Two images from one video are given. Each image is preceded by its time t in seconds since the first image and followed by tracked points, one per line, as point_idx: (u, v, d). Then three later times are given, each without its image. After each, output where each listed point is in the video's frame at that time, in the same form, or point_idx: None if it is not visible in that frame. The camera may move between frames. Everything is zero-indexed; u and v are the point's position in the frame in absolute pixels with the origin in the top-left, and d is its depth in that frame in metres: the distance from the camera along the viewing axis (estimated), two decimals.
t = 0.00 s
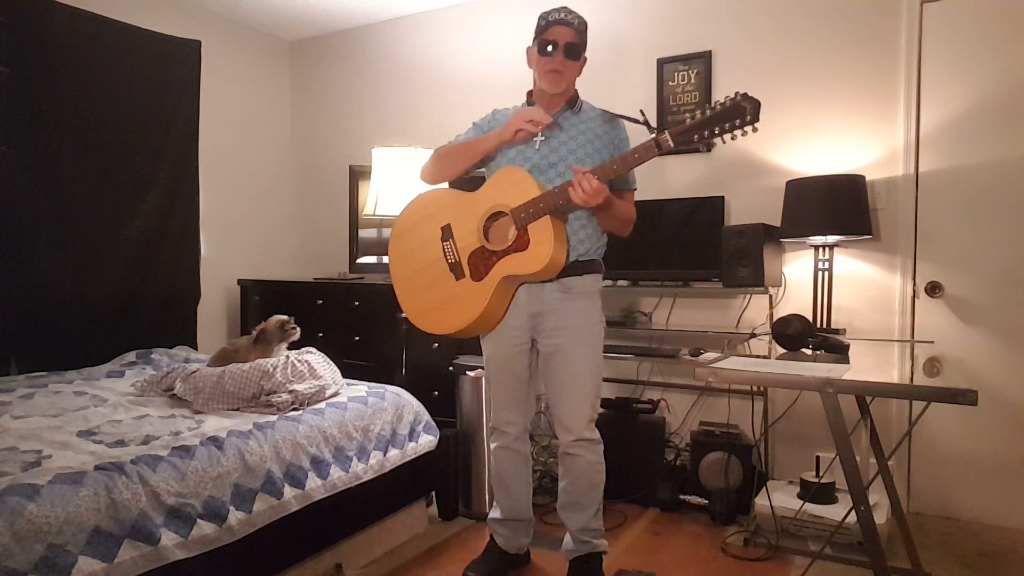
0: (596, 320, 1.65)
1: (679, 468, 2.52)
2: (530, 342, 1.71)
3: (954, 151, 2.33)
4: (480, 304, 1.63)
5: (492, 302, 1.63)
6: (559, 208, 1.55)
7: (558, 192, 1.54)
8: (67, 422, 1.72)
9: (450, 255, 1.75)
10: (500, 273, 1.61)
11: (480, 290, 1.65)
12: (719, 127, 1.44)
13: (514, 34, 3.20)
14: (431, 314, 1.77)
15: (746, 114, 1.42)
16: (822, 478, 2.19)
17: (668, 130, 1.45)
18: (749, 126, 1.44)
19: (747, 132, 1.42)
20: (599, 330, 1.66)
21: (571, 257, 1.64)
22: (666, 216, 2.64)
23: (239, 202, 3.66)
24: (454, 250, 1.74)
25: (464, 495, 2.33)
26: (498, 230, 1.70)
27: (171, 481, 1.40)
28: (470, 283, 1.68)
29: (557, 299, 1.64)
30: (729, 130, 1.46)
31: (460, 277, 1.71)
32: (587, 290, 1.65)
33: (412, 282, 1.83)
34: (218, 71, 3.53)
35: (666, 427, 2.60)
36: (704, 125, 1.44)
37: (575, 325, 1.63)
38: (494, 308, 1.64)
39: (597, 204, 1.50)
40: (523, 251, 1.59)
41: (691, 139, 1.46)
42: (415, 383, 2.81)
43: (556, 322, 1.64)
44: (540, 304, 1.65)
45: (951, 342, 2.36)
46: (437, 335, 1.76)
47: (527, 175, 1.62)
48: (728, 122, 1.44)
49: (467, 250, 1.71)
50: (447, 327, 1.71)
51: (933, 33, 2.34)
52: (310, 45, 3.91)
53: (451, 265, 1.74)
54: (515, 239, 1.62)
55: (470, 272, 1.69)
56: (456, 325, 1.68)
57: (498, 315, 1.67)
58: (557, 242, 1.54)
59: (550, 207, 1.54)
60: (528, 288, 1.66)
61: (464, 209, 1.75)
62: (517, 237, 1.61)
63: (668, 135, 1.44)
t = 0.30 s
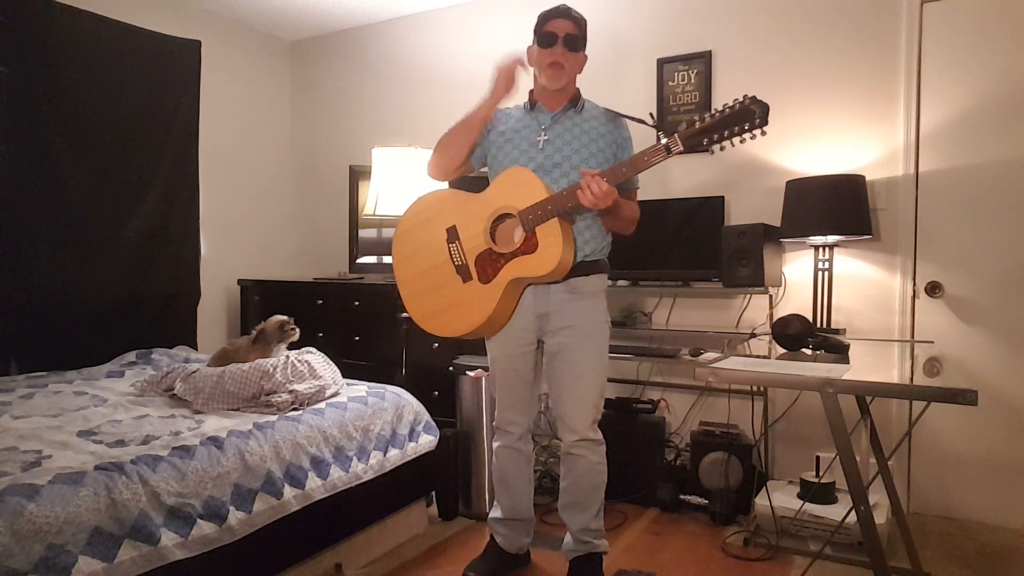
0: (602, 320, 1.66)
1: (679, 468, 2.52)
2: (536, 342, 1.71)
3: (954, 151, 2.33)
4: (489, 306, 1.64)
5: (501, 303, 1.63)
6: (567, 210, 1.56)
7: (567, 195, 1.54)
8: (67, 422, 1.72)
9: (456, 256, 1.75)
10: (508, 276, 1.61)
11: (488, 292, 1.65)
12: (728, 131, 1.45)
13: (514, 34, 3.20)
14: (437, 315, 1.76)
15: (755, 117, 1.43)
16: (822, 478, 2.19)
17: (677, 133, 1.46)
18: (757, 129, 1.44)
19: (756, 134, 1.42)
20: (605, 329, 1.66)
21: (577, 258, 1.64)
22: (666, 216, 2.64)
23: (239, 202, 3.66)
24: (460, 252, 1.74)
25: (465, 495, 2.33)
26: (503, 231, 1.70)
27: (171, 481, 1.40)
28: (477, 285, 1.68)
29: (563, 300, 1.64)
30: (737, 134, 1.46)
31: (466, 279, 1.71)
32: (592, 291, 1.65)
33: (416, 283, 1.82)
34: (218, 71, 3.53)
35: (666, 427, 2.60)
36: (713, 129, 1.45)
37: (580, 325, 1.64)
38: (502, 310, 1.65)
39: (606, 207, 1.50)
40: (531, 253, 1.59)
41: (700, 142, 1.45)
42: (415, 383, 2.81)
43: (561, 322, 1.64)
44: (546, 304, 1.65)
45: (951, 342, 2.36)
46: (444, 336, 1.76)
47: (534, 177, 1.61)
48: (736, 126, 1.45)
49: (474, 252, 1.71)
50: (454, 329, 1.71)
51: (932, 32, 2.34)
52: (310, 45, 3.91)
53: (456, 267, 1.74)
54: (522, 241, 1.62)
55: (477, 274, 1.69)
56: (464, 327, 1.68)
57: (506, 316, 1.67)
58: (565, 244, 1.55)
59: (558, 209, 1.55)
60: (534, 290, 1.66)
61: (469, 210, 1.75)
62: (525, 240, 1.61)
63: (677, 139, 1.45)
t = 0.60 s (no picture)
0: (606, 320, 1.66)
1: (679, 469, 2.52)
2: (540, 341, 1.71)
3: (954, 151, 2.33)
4: (495, 306, 1.63)
5: (505, 303, 1.63)
6: (570, 207, 1.56)
7: (569, 191, 1.54)
8: (67, 422, 1.71)
9: (460, 258, 1.75)
10: (512, 274, 1.61)
11: (493, 292, 1.64)
12: (729, 122, 1.45)
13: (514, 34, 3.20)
14: (442, 316, 1.76)
15: (755, 108, 1.42)
16: (822, 478, 2.19)
17: (678, 126, 1.45)
18: (759, 119, 1.44)
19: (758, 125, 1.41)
20: (609, 330, 1.66)
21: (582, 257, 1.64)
22: (666, 216, 2.64)
23: (239, 202, 3.67)
24: (464, 253, 1.74)
25: (465, 494, 2.33)
26: (507, 231, 1.70)
27: (171, 481, 1.40)
28: (481, 285, 1.68)
29: (565, 299, 1.64)
30: (738, 125, 1.46)
31: (471, 280, 1.71)
32: (596, 290, 1.65)
33: (420, 284, 1.82)
34: (218, 71, 3.53)
35: (666, 426, 2.60)
36: (714, 121, 1.45)
37: (584, 325, 1.64)
38: (507, 309, 1.64)
39: (608, 202, 1.50)
40: (535, 252, 1.59)
41: (702, 134, 1.45)
42: (415, 384, 2.81)
43: (565, 321, 1.64)
44: (550, 304, 1.66)
45: (951, 342, 2.36)
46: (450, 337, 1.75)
47: (535, 176, 1.62)
48: (738, 117, 1.45)
49: (478, 252, 1.70)
50: (461, 329, 1.70)
51: (932, 33, 2.34)
52: (310, 45, 3.91)
53: (461, 268, 1.74)
54: (526, 240, 1.61)
55: (481, 274, 1.69)
56: (470, 328, 1.68)
57: (512, 316, 1.67)
58: (569, 241, 1.55)
59: (560, 206, 1.55)
60: (538, 289, 1.66)
61: (473, 212, 1.75)
62: (528, 239, 1.61)
63: (679, 131, 1.44)
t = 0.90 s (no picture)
0: (607, 320, 1.65)
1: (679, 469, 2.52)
2: (541, 343, 1.72)
3: (954, 151, 2.33)
4: (499, 311, 1.63)
5: (509, 308, 1.63)
6: (571, 211, 1.55)
7: (571, 196, 1.54)
8: (67, 422, 1.71)
9: (462, 262, 1.75)
10: (516, 279, 1.61)
11: (496, 297, 1.64)
12: (732, 126, 1.44)
13: (514, 34, 3.20)
14: (446, 320, 1.76)
15: (759, 111, 1.43)
16: (822, 478, 2.19)
17: (680, 131, 1.44)
18: (762, 123, 1.45)
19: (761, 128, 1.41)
20: (610, 330, 1.65)
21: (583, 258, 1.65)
22: (666, 216, 2.64)
23: (239, 202, 3.67)
24: (466, 257, 1.74)
25: (465, 494, 2.33)
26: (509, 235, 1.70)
27: (171, 481, 1.40)
28: (484, 290, 1.68)
29: (563, 300, 1.64)
30: (742, 128, 1.46)
31: (474, 285, 1.71)
32: (597, 291, 1.65)
33: (422, 288, 1.83)
34: (218, 71, 3.53)
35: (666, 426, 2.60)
36: (717, 125, 1.44)
37: (584, 327, 1.64)
38: (512, 313, 1.64)
39: (610, 207, 1.49)
40: (538, 256, 1.59)
41: (704, 139, 1.45)
42: (415, 383, 2.81)
43: (565, 323, 1.65)
44: (550, 306, 1.66)
45: (950, 342, 2.36)
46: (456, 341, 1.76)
47: (535, 180, 1.61)
48: (741, 120, 1.45)
49: (480, 257, 1.70)
50: (467, 334, 1.71)
51: (932, 33, 2.35)
52: (310, 45, 3.91)
53: (463, 272, 1.74)
54: (528, 244, 1.61)
55: (484, 279, 1.68)
56: (475, 332, 1.68)
57: (516, 319, 1.67)
58: (571, 245, 1.55)
59: (561, 211, 1.54)
60: (541, 292, 1.66)
61: (474, 216, 1.75)
62: (531, 243, 1.61)
63: (682, 137, 1.43)
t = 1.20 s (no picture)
0: (606, 320, 1.65)
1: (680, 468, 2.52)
2: (539, 343, 1.72)
3: (954, 151, 2.33)
4: (492, 312, 1.62)
5: (503, 309, 1.62)
6: (561, 213, 1.54)
7: (558, 197, 1.53)
8: (67, 422, 1.71)
9: (459, 264, 1.75)
10: (508, 280, 1.60)
11: (490, 299, 1.64)
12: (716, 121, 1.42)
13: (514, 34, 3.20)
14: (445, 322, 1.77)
15: (743, 105, 1.40)
16: (822, 478, 2.19)
17: (661, 129, 1.43)
18: (746, 118, 1.42)
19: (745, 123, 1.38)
20: (609, 330, 1.65)
21: (579, 259, 1.64)
22: (666, 215, 2.64)
23: (239, 202, 3.67)
24: (463, 259, 1.74)
25: (465, 494, 2.33)
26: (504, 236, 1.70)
27: (171, 481, 1.40)
28: (479, 291, 1.68)
29: (563, 300, 1.64)
30: (727, 122, 1.43)
31: (470, 286, 1.71)
32: (595, 291, 1.65)
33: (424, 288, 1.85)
34: (218, 71, 3.53)
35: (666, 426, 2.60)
36: (700, 120, 1.42)
37: (583, 327, 1.64)
38: (506, 314, 1.63)
39: (597, 207, 1.49)
40: (529, 258, 1.58)
41: (686, 136, 1.43)
42: (415, 383, 2.81)
43: (564, 323, 1.65)
44: (549, 305, 1.66)
45: (951, 342, 2.36)
46: (451, 341, 1.76)
47: (526, 183, 1.61)
48: (724, 115, 1.42)
49: (476, 260, 1.71)
50: (461, 335, 1.71)
51: (932, 33, 2.35)
52: (311, 45, 3.91)
53: (460, 274, 1.74)
54: (520, 246, 1.61)
55: (479, 281, 1.69)
56: (469, 333, 1.68)
57: (512, 321, 1.66)
58: (560, 247, 1.54)
59: (551, 212, 1.54)
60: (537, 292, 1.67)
61: (470, 218, 1.75)
62: (522, 244, 1.61)
63: (662, 134, 1.42)
